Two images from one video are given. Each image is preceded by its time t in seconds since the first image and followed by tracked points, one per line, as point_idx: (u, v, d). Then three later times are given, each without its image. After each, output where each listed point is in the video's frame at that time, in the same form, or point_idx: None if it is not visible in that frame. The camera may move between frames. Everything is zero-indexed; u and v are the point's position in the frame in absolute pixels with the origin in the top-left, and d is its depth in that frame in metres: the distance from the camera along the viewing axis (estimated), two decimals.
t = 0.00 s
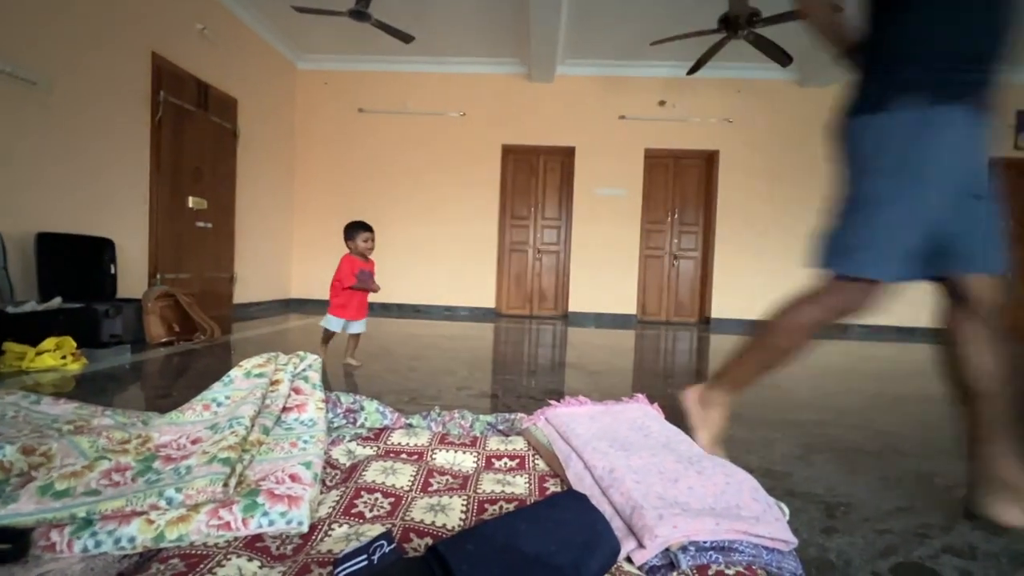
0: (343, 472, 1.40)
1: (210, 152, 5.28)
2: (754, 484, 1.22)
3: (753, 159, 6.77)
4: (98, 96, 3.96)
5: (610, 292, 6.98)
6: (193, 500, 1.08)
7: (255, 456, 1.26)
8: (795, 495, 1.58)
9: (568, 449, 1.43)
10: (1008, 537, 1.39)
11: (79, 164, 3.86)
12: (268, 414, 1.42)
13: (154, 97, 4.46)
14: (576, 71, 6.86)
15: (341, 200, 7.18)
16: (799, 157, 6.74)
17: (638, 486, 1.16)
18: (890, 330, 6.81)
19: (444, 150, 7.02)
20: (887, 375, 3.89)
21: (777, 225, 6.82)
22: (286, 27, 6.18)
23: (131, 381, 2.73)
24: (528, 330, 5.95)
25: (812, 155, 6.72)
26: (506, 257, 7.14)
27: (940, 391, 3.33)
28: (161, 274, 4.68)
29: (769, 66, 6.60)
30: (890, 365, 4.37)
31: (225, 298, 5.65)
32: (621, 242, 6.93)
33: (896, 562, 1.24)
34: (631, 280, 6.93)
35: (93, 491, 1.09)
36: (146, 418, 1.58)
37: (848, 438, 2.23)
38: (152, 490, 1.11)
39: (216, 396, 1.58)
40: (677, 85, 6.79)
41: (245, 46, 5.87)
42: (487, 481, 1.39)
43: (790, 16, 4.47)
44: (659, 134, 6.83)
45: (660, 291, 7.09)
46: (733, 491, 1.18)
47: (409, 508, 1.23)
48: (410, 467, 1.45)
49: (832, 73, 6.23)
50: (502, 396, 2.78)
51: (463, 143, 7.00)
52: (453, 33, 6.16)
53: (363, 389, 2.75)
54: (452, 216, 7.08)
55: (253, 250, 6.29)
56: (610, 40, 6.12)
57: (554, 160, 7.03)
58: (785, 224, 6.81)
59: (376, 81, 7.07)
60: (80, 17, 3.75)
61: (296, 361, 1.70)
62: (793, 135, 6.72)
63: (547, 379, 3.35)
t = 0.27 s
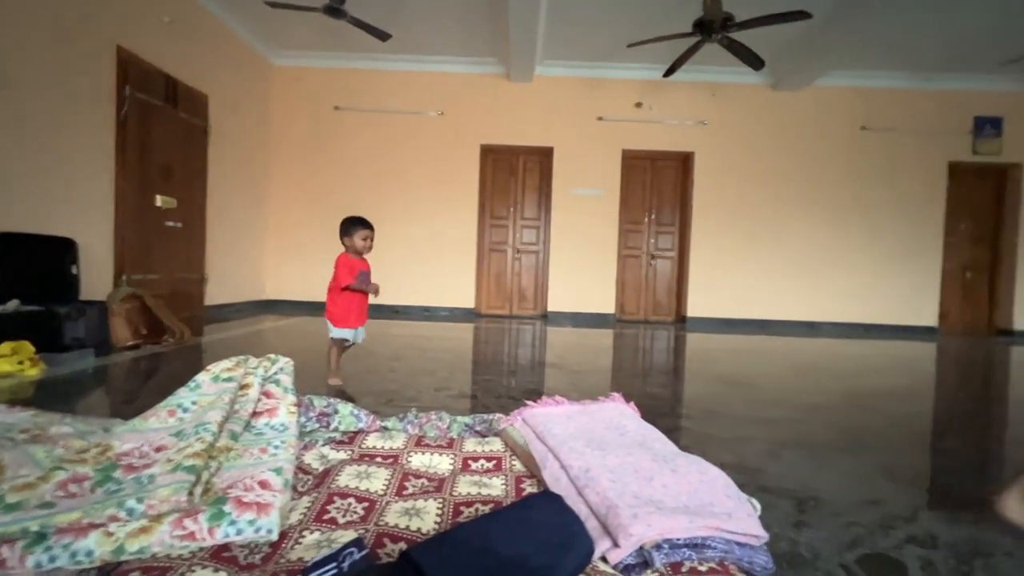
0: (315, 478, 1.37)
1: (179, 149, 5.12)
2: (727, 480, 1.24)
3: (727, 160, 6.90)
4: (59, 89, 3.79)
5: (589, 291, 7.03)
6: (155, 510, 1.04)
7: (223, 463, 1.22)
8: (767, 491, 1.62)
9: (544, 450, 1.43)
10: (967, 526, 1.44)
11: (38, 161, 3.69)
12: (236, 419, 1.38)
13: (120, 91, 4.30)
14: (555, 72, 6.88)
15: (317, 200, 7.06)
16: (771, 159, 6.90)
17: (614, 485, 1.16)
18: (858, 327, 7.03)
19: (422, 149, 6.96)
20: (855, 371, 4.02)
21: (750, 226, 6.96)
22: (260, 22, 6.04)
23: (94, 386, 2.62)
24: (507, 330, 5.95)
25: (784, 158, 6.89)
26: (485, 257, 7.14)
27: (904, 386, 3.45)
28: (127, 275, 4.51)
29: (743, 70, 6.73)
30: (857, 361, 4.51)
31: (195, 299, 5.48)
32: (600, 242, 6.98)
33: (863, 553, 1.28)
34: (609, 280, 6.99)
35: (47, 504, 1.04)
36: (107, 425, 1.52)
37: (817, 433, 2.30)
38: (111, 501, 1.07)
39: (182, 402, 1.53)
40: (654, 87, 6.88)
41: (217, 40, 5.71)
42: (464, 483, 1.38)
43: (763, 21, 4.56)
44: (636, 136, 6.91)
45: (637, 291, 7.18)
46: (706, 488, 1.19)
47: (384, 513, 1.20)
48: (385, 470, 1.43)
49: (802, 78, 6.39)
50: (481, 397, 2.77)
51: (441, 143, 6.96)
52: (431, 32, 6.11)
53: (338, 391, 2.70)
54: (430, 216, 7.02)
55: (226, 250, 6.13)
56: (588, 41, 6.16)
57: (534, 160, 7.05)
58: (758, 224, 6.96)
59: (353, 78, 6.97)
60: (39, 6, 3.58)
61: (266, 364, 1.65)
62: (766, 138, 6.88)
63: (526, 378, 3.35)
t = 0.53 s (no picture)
0: (282, 484, 1.33)
1: (139, 145, 4.91)
2: (696, 477, 1.26)
3: (698, 162, 7.05)
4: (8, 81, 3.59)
5: (564, 291, 7.06)
6: (109, 523, 0.99)
7: (183, 471, 1.17)
8: (735, 485, 1.66)
9: (517, 451, 1.43)
10: (921, 514, 1.51)
11: None
12: (198, 425, 1.33)
13: (75, 84, 4.10)
14: (529, 72, 6.89)
15: (288, 198, 6.89)
16: (740, 161, 7.07)
17: (585, 485, 1.17)
18: (822, 324, 7.28)
19: (396, 147, 6.88)
20: (819, 367, 4.16)
21: (720, 226, 7.11)
22: (225, 15, 5.85)
23: (48, 393, 2.49)
24: (483, 330, 5.93)
25: (752, 160, 7.08)
26: (460, 256, 7.11)
27: (865, 381, 3.59)
28: (84, 276, 4.29)
29: (712, 74, 6.89)
30: (822, 357, 4.67)
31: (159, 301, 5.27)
32: (574, 241, 7.02)
33: (825, 543, 1.32)
34: (584, 279, 7.04)
35: None
36: (60, 435, 1.45)
37: (783, 428, 2.36)
38: (61, 515, 1.02)
39: (140, 408, 1.47)
40: (627, 89, 6.97)
41: (180, 32, 5.51)
42: (436, 486, 1.36)
43: (731, 26, 4.68)
44: (610, 136, 6.98)
45: (612, 290, 7.27)
46: (676, 484, 1.21)
47: (353, 518, 1.18)
48: (355, 475, 1.40)
49: (769, 82, 6.58)
50: (455, 398, 2.75)
51: (415, 141, 6.89)
52: (404, 29, 6.04)
53: (309, 394, 2.64)
54: (404, 215, 6.94)
55: (191, 250, 5.92)
56: (562, 42, 6.19)
57: (509, 160, 7.05)
58: (728, 224, 7.12)
59: (324, 75, 6.83)
60: None
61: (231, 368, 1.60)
62: (734, 140, 7.06)
63: (501, 379, 3.35)
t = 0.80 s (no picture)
0: (233, 496, 1.28)
1: (82, 139, 4.57)
2: (655, 474, 1.29)
3: (660, 164, 7.21)
4: None
5: (531, 291, 7.08)
6: (36, 545, 0.92)
7: (122, 486, 1.10)
8: (693, 480, 1.70)
9: (478, 452, 1.42)
10: (865, 501, 1.59)
11: None
12: (140, 437, 1.26)
13: (7, 71, 3.80)
14: (495, 72, 6.88)
15: (245, 197, 6.64)
16: (700, 164, 7.28)
17: (546, 485, 1.17)
18: (777, 321, 7.58)
19: (359, 146, 6.74)
20: (774, 363, 4.33)
21: (682, 227, 7.30)
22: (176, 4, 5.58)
23: None
24: (450, 330, 5.89)
25: (711, 162, 7.30)
26: (426, 257, 7.05)
27: (817, 376, 3.75)
28: (19, 279, 3.94)
29: (673, 78, 7.06)
30: (777, 354, 4.85)
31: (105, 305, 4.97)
32: (541, 242, 7.04)
33: (777, 533, 1.37)
34: (551, 279, 7.08)
35: None
36: None
37: (739, 423, 2.44)
38: None
39: (74, 420, 1.37)
40: (591, 91, 7.06)
41: (126, 19, 5.20)
42: (395, 492, 1.33)
43: (691, 32, 4.81)
44: (575, 138, 7.06)
45: (577, 290, 7.36)
46: (635, 482, 1.22)
47: (308, 528, 1.14)
48: (312, 483, 1.36)
49: (727, 88, 6.80)
50: (418, 401, 2.71)
51: (379, 139, 6.76)
52: (367, 25, 5.91)
53: (266, 400, 2.55)
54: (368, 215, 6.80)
55: (139, 250, 5.62)
56: (527, 43, 6.20)
57: (475, 160, 7.08)
58: (690, 225, 7.31)
59: (283, 70, 6.61)
60: None
61: (178, 375, 1.52)
62: (695, 144, 7.26)
63: (466, 380, 3.32)
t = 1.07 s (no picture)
0: (159, 513, 1.19)
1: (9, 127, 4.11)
2: (603, 472, 1.30)
3: (617, 166, 7.35)
4: None
5: (491, 291, 7.06)
6: None
7: (28, 508, 0.99)
8: (643, 476, 1.73)
9: (427, 457, 1.38)
10: (802, 489, 1.67)
11: None
12: (51, 453, 1.15)
13: None
14: (453, 71, 6.82)
15: (189, 194, 6.29)
16: (655, 166, 7.47)
17: (493, 488, 1.15)
18: (728, 319, 7.89)
19: (312, 143, 6.52)
20: (724, 359, 4.49)
21: (638, 228, 7.47)
22: None
23: None
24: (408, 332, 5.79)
25: (666, 165, 7.51)
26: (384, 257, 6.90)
27: (763, 371, 3.92)
28: None
29: (629, 83, 7.22)
30: (727, 350, 5.05)
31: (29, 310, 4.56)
32: (500, 242, 7.03)
33: (720, 525, 1.41)
34: (510, 280, 7.09)
35: None
36: None
37: (689, 418, 2.51)
38: None
39: None
40: (549, 93, 7.11)
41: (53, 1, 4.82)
42: (339, 501, 1.28)
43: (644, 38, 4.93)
44: (533, 140, 7.10)
45: (537, 290, 7.40)
46: (583, 481, 1.23)
47: (242, 544, 1.08)
48: (249, 496, 1.29)
49: (679, 93, 7.02)
50: (372, 404, 2.63)
51: (333, 136, 6.56)
52: (319, 18, 5.72)
53: (207, 408, 2.41)
54: (322, 214, 6.59)
55: (70, 250, 5.22)
56: (485, 43, 6.18)
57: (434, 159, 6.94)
58: (646, 226, 7.49)
59: (230, 61, 6.31)
60: None
61: (98, 386, 1.41)
62: (650, 147, 7.45)
63: (423, 382, 3.27)
